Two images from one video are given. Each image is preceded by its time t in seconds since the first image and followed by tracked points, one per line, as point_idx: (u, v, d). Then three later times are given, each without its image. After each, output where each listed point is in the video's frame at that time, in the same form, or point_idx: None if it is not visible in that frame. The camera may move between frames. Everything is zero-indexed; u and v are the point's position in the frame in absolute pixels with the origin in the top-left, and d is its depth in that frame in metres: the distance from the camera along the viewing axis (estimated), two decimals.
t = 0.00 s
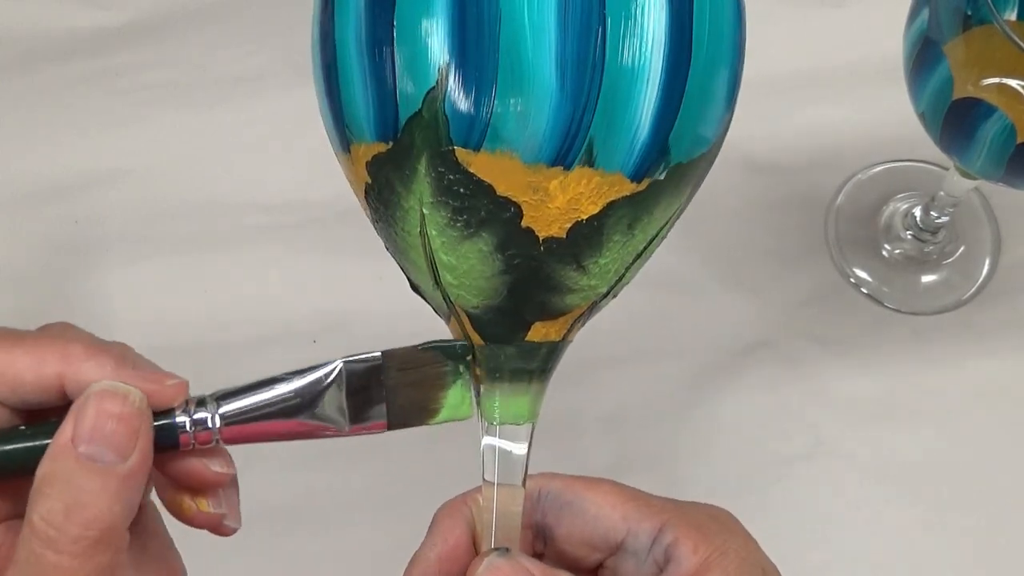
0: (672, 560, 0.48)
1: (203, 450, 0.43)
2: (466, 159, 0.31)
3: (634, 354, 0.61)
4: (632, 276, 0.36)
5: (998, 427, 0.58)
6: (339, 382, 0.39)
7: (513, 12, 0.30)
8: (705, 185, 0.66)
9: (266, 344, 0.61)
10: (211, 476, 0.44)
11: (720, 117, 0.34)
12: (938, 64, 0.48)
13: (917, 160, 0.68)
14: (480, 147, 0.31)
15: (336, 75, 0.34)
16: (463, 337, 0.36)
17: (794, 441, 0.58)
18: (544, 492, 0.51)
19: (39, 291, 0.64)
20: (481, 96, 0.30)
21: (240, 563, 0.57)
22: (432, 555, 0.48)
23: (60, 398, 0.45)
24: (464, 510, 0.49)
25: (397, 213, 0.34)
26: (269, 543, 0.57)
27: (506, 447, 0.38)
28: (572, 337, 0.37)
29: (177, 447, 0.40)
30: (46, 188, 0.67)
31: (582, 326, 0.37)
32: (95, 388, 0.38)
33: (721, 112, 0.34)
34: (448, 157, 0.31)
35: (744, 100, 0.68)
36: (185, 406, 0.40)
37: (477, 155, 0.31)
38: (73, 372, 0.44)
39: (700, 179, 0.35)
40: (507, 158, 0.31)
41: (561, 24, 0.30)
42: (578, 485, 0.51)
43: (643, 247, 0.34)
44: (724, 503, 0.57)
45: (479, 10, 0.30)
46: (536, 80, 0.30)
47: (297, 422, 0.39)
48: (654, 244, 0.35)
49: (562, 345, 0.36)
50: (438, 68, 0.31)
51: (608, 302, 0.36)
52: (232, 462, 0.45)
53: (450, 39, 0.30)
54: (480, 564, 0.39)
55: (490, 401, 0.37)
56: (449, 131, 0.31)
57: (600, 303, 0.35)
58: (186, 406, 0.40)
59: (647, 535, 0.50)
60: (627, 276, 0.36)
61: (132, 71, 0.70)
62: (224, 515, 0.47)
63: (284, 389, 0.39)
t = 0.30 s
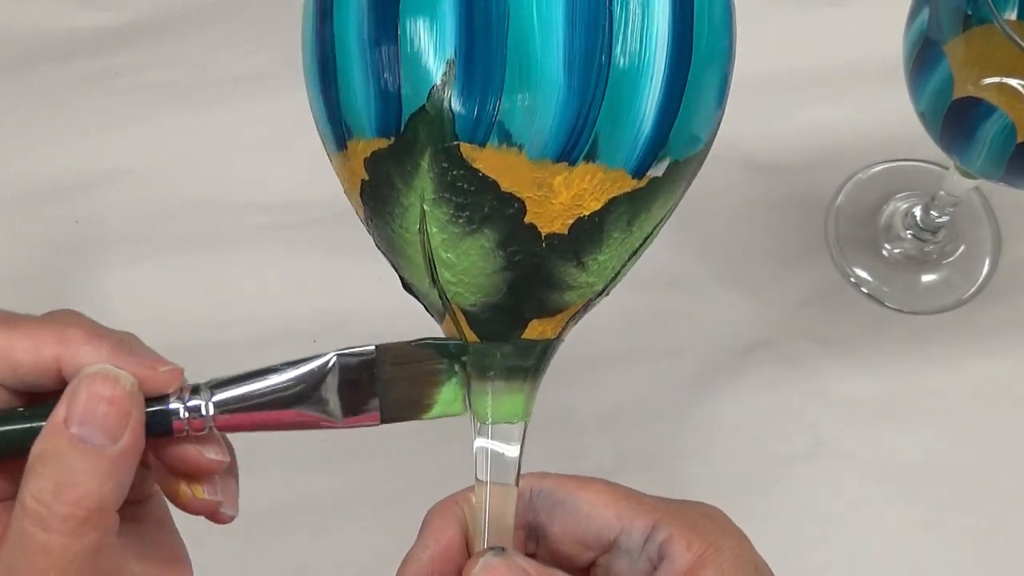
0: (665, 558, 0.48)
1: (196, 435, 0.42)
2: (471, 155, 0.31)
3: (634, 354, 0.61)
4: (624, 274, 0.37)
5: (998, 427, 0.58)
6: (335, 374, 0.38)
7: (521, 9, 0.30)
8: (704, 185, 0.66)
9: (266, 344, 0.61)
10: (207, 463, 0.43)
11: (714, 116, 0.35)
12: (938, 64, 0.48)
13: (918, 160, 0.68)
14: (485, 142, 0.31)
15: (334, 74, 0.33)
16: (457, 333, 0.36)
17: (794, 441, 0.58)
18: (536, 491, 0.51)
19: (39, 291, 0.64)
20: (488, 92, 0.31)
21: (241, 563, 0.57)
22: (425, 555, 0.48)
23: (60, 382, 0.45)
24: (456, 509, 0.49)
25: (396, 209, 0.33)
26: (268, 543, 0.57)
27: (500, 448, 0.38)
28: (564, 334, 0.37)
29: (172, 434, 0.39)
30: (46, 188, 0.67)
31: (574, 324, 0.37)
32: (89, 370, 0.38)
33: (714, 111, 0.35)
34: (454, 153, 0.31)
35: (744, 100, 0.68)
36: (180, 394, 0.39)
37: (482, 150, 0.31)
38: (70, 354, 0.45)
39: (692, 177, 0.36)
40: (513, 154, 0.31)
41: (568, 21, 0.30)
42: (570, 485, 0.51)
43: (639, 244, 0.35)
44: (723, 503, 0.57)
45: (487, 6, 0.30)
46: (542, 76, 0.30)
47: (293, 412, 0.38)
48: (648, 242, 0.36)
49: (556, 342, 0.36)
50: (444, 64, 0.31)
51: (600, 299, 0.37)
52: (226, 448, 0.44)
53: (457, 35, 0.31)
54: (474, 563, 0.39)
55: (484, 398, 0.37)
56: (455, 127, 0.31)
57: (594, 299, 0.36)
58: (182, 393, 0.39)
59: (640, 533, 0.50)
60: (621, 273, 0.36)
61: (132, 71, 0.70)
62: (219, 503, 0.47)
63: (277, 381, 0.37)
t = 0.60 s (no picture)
0: (658, 553, 0.48)
1: (178, 433, 0.42)
2: (465, 151, 0.31)
3: (635, 354, 0.61)
4: (617, 271, 0.37)
5: (999, 426, 0.58)
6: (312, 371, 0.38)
7: (514, 6, 0.31)
8: (704, 185, 0.66)
9: (266, 344, 0.61)
10: (188, 459, 0.43)
11: (705, 115, 0.35)
12: (938, 62, 0.48)
13: (918, 159, 0.68)
14: (479, 138, 0.31)
15: (329, 70, 0.34)
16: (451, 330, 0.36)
17: (794, 441, 0.58)
18: (530, 487, 0.51)
19: (39, 291, 0.64)
20: (482, 86, 0.31)
21: (241, 563, 0.57)
22: (420, 550, 0.48)
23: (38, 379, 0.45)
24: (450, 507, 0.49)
25: (390, 205, 0.34)
26: (269, 543, 0.57)
27: (492, 447, 0.38)
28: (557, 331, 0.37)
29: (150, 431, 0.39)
30: (46, 187, 0.67)
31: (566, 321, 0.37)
32: (65, 368, 0.37)
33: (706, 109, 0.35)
34: (447, 148, 0.32)
35: (743, 100, 0.68)
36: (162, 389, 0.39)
37: (476, 146, 0.31)
38: (49, 351, 0.44)
39: (684, 175, 0.36)
40: (506, 149, 0.31)
41: (561, 18, 0.31)
42: (564, 480, 0.51)
43: (631, 241, 0.35)
44: (723, 503, 0.57)
45: (480, 4, 0.31)
46: (535, 71, 0.31)
47: (276, 408, 0.38)
48: (639, 239, 0.36)
49: (549, 339, 0.36)
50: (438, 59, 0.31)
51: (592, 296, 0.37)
52: (208, 444, 0.44)
53: (451, 32, 0.31)
54: (466, 557, 0.39)
55: (478, 394, 0.37)
56: (448, 122, 0.31)
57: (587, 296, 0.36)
58: (161, 390, 0.38)
59: (633, 528, 0.50)
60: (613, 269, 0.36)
61: (131, 70, 0.70)
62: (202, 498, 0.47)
63: (255, 377, 0.38)
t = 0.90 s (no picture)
0: (653, 548, 0.48)
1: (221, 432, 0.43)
2: (445, 150, 0.32)
3: (635, 354, 0.61)
4: (611, 265, 0.37)
5: (999, 426, 0.58)
6: (358, 372, 0.35)
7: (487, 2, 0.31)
8: (704, 185, 0.66)
9: (266, 344, 0.61)
10: (227, 460, 0.44)
11: (693, 110, 0.35)
12: (938, 62, 0.48)
13: (918, 159, 0.68)
14: (458, 136, 0.31)
15: (315, 70, 0.34)
16: (443, 327, 0.36)
17: (794, 441, 0.58)
18: (525, 482, 0.51)
19: (39, 291, 0.64)
20: (458, 84, 0.31)
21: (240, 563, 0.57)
22: (416, 545, 0.48)
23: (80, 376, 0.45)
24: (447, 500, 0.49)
25: (376, 204, 0.34)
26: (269, 543, 0.57)
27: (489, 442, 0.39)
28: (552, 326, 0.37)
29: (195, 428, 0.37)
30: (46, 187, 0.67)
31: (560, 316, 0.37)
32: (119, 361, 0.37)
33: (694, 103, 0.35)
34: (426, 146, 0.32)
35: (743, 101, 0.68)
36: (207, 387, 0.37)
37: (455, 143, 0.32)
38: (96, 347, 0.45)
39: (676, 170, 0.36)
40: (485, 147, 0.31)
41: (535, 14, 0.31)
42: (561, 474, 0.51)
43: (620, 236, 0.35)
44: (723, 503, 0.57)
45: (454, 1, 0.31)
46: (510, 70, 0.31)
47: (312, 410, 0.36)
48: (632, 233, 0.36)
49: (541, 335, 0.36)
50: (414, 59, 0.31)
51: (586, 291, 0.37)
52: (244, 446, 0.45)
53: (425, 31, 0.31)
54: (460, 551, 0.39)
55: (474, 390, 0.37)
56: (427, 121, 0.32)
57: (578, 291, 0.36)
58: (206, 387, 0.37)
59: (629, 522, 0.50)
60: (605, 264, 0.36)
61: (132, 70, 0.70)
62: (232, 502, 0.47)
63: (303, 375, 0.35)
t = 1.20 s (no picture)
0: (652, 545, 0.48)
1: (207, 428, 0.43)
2: (443, 148, 0.32)
3: (634, 354, 0.61)
4: (609, 263, 0.37)
5: (999, 426, 0.58)
6: (341, 369, 0.36)
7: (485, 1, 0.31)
8: (704, 185, 0.66)
9: (266, 344, 0.61)
10: (215, 456, 0.44)
11: (690, 110, 0.35)
12: (938, 63, 0.48)
13: (918, 159, 0.68)
14: (456, 135, 0.31)
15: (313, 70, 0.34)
16: (441, 325, 0.36)
17: (794, 441, 0.58)
18: (525, 480, 0.51)
19: (39, 291, 0.64)
20: (456, 83, 0.31)
21: (240, 563, 0.57)
22: (415, 544, 0.48)
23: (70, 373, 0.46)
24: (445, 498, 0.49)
25: (374, 203, 0.34)
26: (268, 542, 0.57)
27: (487, 443, 0.39)
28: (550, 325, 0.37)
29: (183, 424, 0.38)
30: (46, 188, 0.67)
31: (558, 314, 0.37)
32: (106, 356, 0.37)
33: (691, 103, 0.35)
34: (424, 145, 0.32)
35: (743, 101, 0.68)
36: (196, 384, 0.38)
37: (452, 142, 0.32)
38: (83, 345, 0.45)
39: (673, 169, 0.36)
40: (483, 145, 0.31)
41: (533, 12, 0.31)
42: (560, 473, 0.51)
43: (617, 234, 0.35)
44: (723, 502, 0.57)
45: None
46: (508, 68, 0.31)
47: (298, 407, 0.36)
48: (630, 231, 0.36)
49: (538, 334, 0.36)
50: (412, 57, 0.31)
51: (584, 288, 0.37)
52: (231, 443, 0.45)
53: (423, 29, 0.31)
54: (459, 549, 0.39)
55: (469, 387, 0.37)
56: (425, 119, 0.32)
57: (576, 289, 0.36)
58: (193, 383, 0.38)
59: (627, 520, 0.50)
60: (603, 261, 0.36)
61: (132, 70, 0.70)
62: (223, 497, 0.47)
63: (291, 370, 0.36)
